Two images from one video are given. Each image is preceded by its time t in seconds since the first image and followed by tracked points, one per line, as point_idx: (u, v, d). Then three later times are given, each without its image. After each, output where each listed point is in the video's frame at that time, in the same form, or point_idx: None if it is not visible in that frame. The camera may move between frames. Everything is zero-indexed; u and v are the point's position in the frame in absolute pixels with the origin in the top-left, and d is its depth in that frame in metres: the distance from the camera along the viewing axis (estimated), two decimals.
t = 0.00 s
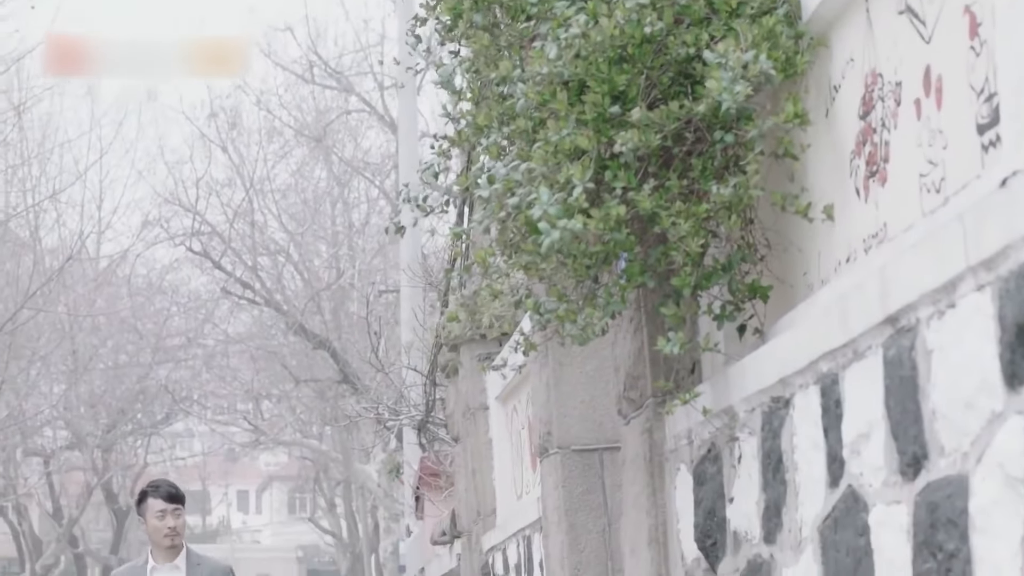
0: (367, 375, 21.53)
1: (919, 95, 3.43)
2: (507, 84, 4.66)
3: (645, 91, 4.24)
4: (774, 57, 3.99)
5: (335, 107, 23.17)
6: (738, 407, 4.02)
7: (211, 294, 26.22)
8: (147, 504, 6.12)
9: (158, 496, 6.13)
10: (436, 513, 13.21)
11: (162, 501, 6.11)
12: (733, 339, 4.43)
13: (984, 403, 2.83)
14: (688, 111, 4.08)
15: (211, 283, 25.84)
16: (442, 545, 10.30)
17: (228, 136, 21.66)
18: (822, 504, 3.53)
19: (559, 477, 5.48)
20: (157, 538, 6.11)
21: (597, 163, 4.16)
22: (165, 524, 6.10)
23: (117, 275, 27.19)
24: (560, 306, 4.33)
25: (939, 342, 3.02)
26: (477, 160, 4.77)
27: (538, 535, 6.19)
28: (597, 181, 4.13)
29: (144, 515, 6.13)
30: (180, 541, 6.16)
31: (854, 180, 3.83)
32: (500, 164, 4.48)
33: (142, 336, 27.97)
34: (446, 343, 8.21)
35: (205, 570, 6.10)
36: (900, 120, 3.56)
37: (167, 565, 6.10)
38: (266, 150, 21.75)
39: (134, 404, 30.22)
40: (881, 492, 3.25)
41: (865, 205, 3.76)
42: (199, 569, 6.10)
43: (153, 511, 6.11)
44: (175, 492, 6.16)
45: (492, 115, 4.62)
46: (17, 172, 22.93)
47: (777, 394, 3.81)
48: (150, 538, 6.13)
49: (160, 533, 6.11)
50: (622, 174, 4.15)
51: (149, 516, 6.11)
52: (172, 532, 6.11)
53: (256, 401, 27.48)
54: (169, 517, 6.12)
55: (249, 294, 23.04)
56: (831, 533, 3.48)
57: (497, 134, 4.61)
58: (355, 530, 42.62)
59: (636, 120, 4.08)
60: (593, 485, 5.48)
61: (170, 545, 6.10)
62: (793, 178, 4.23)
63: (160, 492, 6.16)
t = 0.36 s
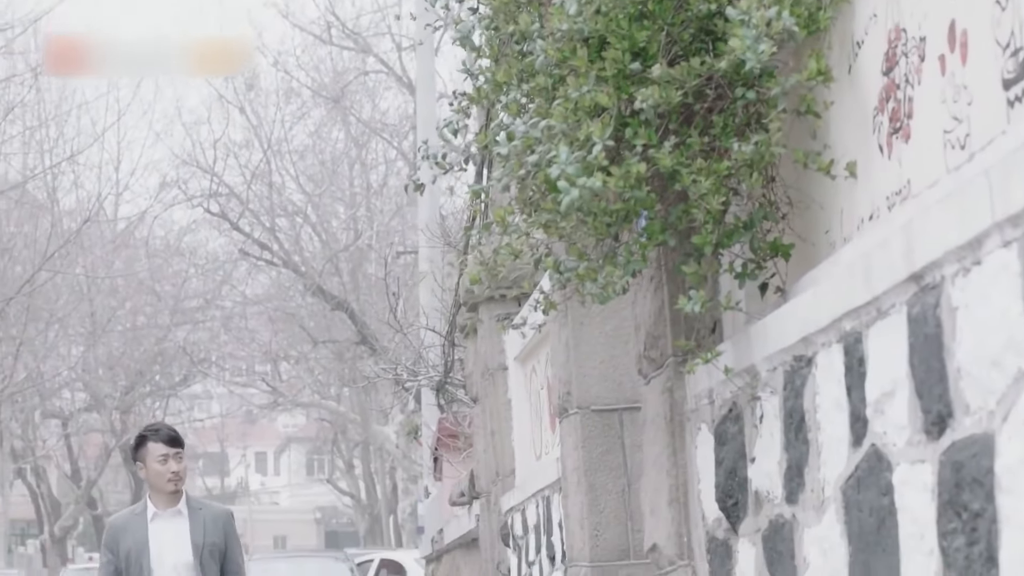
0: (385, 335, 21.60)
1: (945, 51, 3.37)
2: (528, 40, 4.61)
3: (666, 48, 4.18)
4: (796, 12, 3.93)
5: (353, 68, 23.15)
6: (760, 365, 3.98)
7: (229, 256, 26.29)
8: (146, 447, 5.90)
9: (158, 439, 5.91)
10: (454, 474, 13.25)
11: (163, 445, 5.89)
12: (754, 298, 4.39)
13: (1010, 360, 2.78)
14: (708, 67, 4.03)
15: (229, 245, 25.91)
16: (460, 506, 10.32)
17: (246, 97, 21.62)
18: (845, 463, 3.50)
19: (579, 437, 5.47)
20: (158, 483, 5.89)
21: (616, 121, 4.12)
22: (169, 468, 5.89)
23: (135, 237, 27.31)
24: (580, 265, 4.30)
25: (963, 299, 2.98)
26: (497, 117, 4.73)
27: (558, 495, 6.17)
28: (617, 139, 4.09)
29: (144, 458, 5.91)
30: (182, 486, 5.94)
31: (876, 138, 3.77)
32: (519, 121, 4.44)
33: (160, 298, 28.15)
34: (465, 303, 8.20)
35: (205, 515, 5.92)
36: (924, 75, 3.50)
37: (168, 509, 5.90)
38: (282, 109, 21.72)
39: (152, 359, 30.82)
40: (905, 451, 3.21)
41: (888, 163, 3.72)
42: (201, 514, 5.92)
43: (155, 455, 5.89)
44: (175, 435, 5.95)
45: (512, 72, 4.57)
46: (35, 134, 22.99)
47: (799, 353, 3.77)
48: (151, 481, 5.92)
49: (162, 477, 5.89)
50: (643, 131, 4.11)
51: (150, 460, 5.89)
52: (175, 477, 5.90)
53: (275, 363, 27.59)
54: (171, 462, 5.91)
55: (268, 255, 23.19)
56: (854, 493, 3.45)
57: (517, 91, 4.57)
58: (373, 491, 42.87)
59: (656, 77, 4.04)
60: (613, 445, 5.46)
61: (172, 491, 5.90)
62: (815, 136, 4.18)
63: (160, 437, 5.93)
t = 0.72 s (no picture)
0: (401, 300, 21.62)
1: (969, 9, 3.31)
2: None
3: (686, 8, 4.13)
4: None
5: (369, 33, 23.08)
6: (781, 328, 3.94)
7: (244, 222, 26.33)
8: (160, 407, 5.92)
9: (173, 399, 5.94)
10: (471, 439, 13.27)
11: (178, 405, 5.93)
12: (775, 260, 4.34)
13: None
14: (729, 26, 3.97)
15: (244, 211, 25.96)
16: (477, 471, 10.34)
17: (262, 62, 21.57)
18: (867, 426, 3.46)
19: (597, 400, 5.45)
20: (171, 443, 5.90)
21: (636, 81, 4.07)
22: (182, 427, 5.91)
23: (151, 202, 27.38)
24: (600, 226, 4.26)
25: (986, 262, 2.93)
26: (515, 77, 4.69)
27: (575, 459, 6.16)
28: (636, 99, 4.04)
29: (157, 418, 5.93)
30: (195, 448, 5.95)
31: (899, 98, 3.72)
32: (538, 82, 4.39)
33: (176, 263, 28.25)
34: (481, 266, 8.17)
35: (217, 479, 5.91)
36: (948, 35, 3.45)
37: (179, 471, 5.89)
38: (299, 75, 21.68)
39: (169, 322, 30.99)
40: (929, 415, 3.17)
41: (910, 122, 3.67)
42: (213, 478, 5.91)
43: (169, 415, 5.91)
44: (189, 397, 5.99)
45: (530, 32, 4.52)
46: (51, 99, 23.02)
47: (821, 315, 3.73)
48: (164, 441, 5.93)
49: (176, 437, 5.91)
50: (663, 92, 4.05)
51: (164, 419, 5.91)
52: (189, 437, 5.91)
53: (291, 329, 27.65)
54: (185, 422, 5.93)
55: (284, 220, 23.27)
56: (876, 456, 3.41)
57: (535, 51, 4.52)
58: (389, 456, 43.03)
59: (676, 37, 3.98)
60: (631, 409, 5.44)
61: (184, 452, 5.90)
62: (837, 96, 4.12)
63: (174, 396, 5.97)
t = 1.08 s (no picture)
0: (417, 268, 21.62)
1: None
2: None
3: None
4: None
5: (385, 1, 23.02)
6: (801, 293, 3.89)
7: (259, 190, 26.37)
8: (183, 373, 5.88)
9: (197, 365, 5.91)
10: (487, 407, 13.27)
11: (202, 372, 5.89)
12: (794, 225, 4.29)
13: None
14: None
15: (258, 178, 25.99)
16: (493, 438, 10.34)
17: (278, 30, 21.56)
18: (888, 393, 3.42)
19: (614, 367, 5.42)
20: (193, 411, 5.86)
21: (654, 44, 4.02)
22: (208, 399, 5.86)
23: (165, 170, 27.45)
24: (619, 191, 4.20)
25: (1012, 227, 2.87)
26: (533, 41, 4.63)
27: (592, 426, 6.13)
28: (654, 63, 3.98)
29: (179, 384, 5.88)
30: (214, 418, 5.91)
31: (922, 59, 3.66)
32: (554, 47, 4.34)
33: (191, 232, 28.31)
34: (498, 234, 8.14)
35: (234, 452, 5.87)
36: None
37: (197, 440, 5.85)
38: (315, 43, 21.65)
39: (185, 290, 31.10)
40: (952, 381, 3.12)
41: (933, 85, 3.61)
42: (230, 451, 5.87)
43: (192, 381, 5.87)
44: (213, 366, 5.96)
45: None
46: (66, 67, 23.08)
47: (841, 280, 3.68)
48: (184, 408, 5.87)
49: (199, 404, 5.87)
50: (681, 55, 4.00)
51: (187, 385, 5.86)
52: (212, 405, 5.87)
53: (306, 297, 27.72)
54: (209, 389, 5.89)
55: (299, 188, 23.31)
56: (898, 423, 3.37)
57: (552, 15, 4.48)
58: (405, 425, 43.16)
59: None
60: (648, 376, 5.40)
61: (206, 421, 5.87)
62: (858, 59, 4.06)
63: (198, 363, 5.94)
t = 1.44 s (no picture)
0: (435, 237, 21.64)
1: None
2: None
3: None
4: None
5: None
6: (825, 260, 3.84)
7: (277, 159, 26.42)
8: (208, 326, 5.79)
9: (224, 318, 5.81)
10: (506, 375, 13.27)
11: (229, 325, 5.79)
12: (818, 190, 4.24)
13: None
14: None
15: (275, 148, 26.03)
16: (512, 406, 10.33)
17: None
18: (914, 359, 3.37)
19: (635, 335, 5.38)
20: (216, 365, 5.75)
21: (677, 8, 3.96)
22: (235, 354, 5.76)
23: (184, 139, 27.54)
24: (642, 157, 4.15)
25: None
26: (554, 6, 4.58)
27: (613, 395, 6.10)
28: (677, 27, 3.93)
29: (204, 337, 5.79)
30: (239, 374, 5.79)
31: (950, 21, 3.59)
32: (575, 12, 4.29)
33: (210, 201, 28.40)
34: (517, 202, 8.11)
35: (257, 408, 5.73)
36: None
37: (217, 395, 5.73)
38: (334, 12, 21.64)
39: (203, 260, 31.21)
40: (980, 347, 3.07)
41: (960, 48, 3.56)
42: (252, 407, 5.73)
43: (218, 335, 5.78)
44: (241, 319, 5.85)
45: None
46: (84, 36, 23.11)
47: (867, 246, 3.62)
48: (207, 363, 5.77)
49: (224, 358, 5.76)
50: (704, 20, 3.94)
51: (211, 339, 5.77)
52: (237, 360, 5.76)
53: (325, 267, 27.79)
54: (235, 343, 5.79)
55: (317, 158, 23.34)
56: (925, 391, 3.32)
57: None
58: (424, 394, 43.31)
59: None
60: (670, 343, 5.36)
61: (230, 375, 5.74)
62: (885, 23, 3.99)
63: (226, 316, 5.83)
